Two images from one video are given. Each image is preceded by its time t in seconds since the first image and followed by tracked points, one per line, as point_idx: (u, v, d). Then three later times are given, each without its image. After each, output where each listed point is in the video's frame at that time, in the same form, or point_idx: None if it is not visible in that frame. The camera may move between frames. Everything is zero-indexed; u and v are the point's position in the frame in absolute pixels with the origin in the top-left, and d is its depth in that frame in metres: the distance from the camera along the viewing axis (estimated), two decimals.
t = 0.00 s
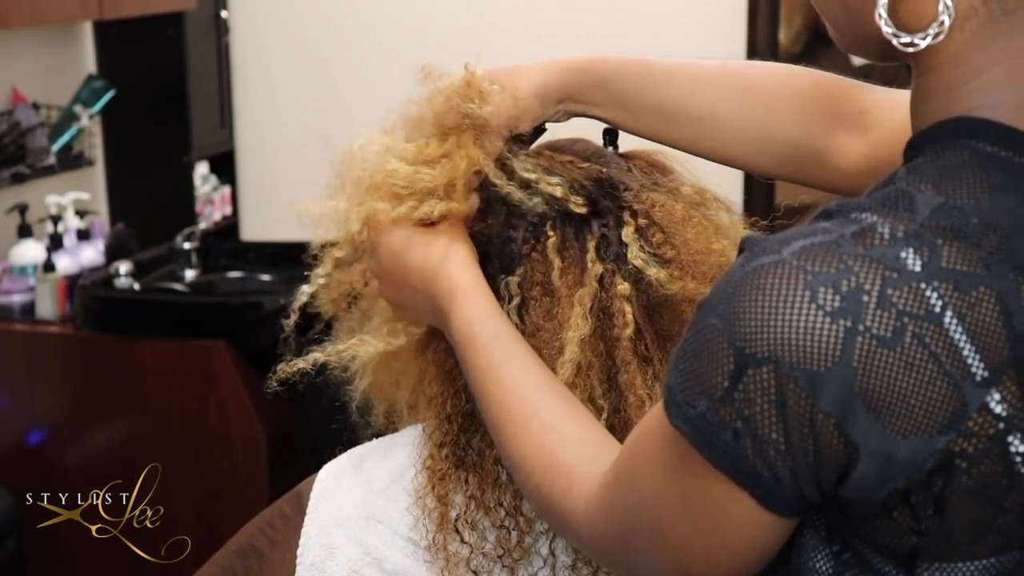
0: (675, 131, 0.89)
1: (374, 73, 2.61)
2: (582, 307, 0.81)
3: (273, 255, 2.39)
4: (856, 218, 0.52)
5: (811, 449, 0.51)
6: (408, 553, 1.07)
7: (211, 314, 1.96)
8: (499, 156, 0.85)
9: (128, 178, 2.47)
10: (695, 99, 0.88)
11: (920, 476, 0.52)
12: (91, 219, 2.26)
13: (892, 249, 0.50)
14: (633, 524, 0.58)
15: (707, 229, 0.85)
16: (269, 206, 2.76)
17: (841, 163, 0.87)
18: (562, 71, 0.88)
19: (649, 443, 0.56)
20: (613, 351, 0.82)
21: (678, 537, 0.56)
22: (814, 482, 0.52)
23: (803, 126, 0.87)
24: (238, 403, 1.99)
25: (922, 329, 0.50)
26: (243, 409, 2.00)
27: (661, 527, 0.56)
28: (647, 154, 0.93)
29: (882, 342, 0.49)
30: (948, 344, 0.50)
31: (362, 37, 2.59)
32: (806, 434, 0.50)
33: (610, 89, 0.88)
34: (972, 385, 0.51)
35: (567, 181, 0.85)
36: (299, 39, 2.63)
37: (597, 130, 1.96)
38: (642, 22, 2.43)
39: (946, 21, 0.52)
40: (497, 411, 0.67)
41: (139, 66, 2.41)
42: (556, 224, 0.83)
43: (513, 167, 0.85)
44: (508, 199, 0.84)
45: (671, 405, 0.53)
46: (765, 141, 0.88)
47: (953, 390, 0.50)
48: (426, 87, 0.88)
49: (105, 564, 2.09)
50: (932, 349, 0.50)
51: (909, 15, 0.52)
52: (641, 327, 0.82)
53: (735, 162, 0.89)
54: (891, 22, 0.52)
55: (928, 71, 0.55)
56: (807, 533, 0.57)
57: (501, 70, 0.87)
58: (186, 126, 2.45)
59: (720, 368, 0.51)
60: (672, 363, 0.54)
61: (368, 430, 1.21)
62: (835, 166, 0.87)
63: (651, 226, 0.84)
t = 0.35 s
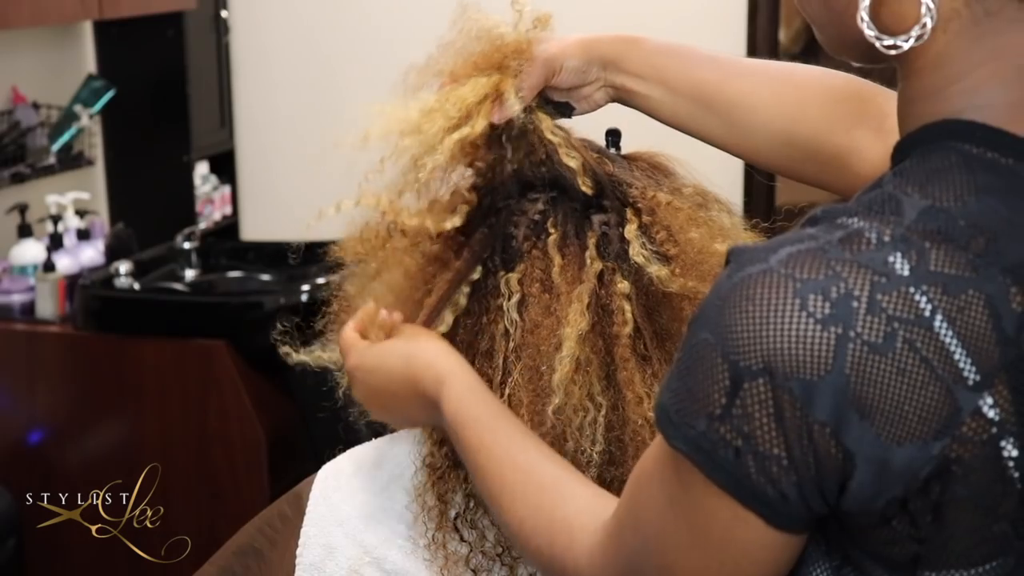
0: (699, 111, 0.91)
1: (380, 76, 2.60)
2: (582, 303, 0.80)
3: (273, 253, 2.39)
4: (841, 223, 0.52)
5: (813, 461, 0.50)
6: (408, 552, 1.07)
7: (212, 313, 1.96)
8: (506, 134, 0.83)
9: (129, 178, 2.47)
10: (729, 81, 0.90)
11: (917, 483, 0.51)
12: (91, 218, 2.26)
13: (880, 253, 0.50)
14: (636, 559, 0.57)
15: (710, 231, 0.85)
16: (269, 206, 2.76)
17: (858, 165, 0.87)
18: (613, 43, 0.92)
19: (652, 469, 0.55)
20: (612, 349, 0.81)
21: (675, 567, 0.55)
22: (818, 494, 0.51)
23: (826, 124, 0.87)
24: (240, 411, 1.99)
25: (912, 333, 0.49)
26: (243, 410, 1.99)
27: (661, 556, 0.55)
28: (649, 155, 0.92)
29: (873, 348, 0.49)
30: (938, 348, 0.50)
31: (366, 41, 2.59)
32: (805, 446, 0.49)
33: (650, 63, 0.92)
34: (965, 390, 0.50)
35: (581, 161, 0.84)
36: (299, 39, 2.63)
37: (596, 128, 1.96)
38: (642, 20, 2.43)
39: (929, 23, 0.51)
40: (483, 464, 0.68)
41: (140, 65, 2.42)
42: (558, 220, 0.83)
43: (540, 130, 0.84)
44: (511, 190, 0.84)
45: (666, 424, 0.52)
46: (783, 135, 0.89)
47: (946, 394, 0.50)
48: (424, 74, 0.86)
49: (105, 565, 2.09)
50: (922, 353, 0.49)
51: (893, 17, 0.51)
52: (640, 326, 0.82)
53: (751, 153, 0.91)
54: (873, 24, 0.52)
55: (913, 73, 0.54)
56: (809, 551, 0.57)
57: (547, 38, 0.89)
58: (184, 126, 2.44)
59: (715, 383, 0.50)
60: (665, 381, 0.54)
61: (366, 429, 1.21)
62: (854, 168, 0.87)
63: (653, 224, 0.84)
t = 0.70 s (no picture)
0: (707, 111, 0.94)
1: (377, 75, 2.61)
2: (585, 301, 0.81)
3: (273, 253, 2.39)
4: (842, 227, 0.52)
5: (820, 471, 0.50)
6: (409, 550, 1.07)
7: (211, 313, 1.96)
8: (506, 125, 0.86)
9: (129, 178, 2.47)
10: (736, 86, 0.93)
11: (922, 492, 0.51)
12: (91, 219, 2.26)
13: (883, 258, 0.50)
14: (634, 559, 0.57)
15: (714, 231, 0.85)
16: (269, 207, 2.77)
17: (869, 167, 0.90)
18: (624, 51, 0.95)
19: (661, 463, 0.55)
20: (615, 347, 0.81)
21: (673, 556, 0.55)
22: (825, 502, 0.51)
23: (840, 125, 0.90)
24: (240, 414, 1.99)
25: (917, 340, 0.49)
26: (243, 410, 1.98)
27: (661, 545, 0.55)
28: (654, 157, 0.93)
29: (877, 354, 0.49)
30: (943, 354, 0.50)
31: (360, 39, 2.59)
32: (810, 454, 0.50)
33: (658, 70, 0.95)
34: (969, 396, 0.50)
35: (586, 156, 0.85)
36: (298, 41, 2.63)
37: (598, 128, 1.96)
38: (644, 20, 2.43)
39: (910, 22, 0.52)
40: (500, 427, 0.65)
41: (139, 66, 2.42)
42: (561, 219, 0.83)
43: (547, 132, 0.85)
44: (518, 189, 0.85)
45: (672, 433, 0.53)
46: (795, 136, 0.92)
47: (950, 400, 0.50)
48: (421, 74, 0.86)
49: (105, 565, 2.09)
50: (928, 359, 0.50)
51: (875, 16, 0.52)
52: (642, 324, 0.82)
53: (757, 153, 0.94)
54: (855, 25, 0.53)
55: (902, 74, 0.55)
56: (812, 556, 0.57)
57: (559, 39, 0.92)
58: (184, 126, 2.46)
59: (721, 392, 0.51)
60: (668, 387, 0.54)
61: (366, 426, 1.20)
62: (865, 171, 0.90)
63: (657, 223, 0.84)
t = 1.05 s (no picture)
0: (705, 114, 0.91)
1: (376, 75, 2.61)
2: (590, 304, 0.81)
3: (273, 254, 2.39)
4: (835, 221, 0.52)
5: (785, 456, 0.50)
6: (408, 550, 1.07)
7: (212, 314, 1.96)
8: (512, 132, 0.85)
9: (129, 178, 2.47)
10: (734, 89, 0.90)
11: (897, 487, 0.51)
12: (91, 219, 2.26)
13: (870, 253, 0.50)
14: (624, 549, 0.58)
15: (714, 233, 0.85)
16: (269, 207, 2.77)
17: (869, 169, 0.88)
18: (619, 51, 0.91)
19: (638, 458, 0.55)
20: (617, 348, 0.82)
21: (657, 544, 0.55)
22: (788, 488, 0.51)
23: (837, 128, 0.88)
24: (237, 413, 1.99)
25: (898, 335, 0.49)
26: (243, 408, 1.98)
27: (646, 534, 0.56)
28: (652, 158, 0.92)
29: (857, 348, 0.49)
30: (925, 351, 0.50)
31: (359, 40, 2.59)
32: (778, 439, 0.50)
33: (656, 72, 0.91)
34: (950, 394, 0.50)
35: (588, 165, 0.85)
36: (298, 42, 2.63)
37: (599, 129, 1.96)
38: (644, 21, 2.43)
39: (915, 20, 0.52)
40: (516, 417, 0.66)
41: (140, 65, 2.42)
42: (560, 220, 0.84)
43: (544, 145, 0.85)
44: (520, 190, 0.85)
45: (648, 405, 0.53)
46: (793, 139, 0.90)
47: (931, 398, 0.50)
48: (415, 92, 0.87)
49: (104, 565, 2.09)
50: (908, 356, 0.49)
51: (881, 13, 0.52)
52: (642, 326, 0.82)
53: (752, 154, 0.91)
54: (861, 21, 0.53)
55: (906, 73, 0.55)
56: (789, 545, 0.58)
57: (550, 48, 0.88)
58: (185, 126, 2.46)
59: (695, 371, 0.51)
60: (651, 364, 0.54)
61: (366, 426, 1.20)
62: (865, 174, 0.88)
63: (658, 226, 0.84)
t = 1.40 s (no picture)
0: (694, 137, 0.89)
1: (376, 75, 2.61)
2: (592, 306, 0.81)
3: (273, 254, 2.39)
4: (826, 226, 0.52)
5: (774, 460, 0.50)
6: (408, 551, 1.07)
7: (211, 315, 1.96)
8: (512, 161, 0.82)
9: (130, 178, 2.47)
10: (719, 113, 0.88)
11: (887, 491, 0.51)
12: (91, 218, 2.26)
13: (859, 258, 0.50)
14: (617, 551, 0.57)
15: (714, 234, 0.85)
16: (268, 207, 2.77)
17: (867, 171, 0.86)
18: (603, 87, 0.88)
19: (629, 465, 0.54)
20: (617, 350, 0.82)
21: (649, 545, 0.55)
22: (777, 491, 0.51)
23: (830, 138, 0.87)
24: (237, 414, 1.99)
25: (887, 340, 0.49)
26: (243, 408, 1.98)
27: (637, 537, 0.55)
28: (652, 157, 0.92)
29: (845, 354, 0.49)
30: (914, 356, 0.49)
31: (358, 40, 2.60)
32: (766, 444, 0.50)
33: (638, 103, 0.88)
34: (941, 400, 0.50)
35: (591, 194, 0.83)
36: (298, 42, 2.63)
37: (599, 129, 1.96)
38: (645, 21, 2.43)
39: (906, 22, 0.51)
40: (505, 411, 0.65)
41: (139, 65, 2.42)
42: (559, 228, 0.83)
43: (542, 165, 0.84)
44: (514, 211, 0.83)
45: (638, 408, 0.53)
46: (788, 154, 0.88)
47: (921, 403, 0.50)
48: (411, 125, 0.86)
49: (104, 565, 2.09)
50: (897, 361, 0.49)
51: (871, 15, 0.52)
52: (644, 329, 0.82)
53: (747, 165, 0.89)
54: (850, 22, 0.52)
55: (899, 76, 0.55)
56: (783, 544, 0.57)
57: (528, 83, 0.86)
58: (185, 124, 2.46)
59: (683, 374, 0.51)
60: (642, 367, 0.54)
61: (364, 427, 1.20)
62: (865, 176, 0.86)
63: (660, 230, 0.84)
